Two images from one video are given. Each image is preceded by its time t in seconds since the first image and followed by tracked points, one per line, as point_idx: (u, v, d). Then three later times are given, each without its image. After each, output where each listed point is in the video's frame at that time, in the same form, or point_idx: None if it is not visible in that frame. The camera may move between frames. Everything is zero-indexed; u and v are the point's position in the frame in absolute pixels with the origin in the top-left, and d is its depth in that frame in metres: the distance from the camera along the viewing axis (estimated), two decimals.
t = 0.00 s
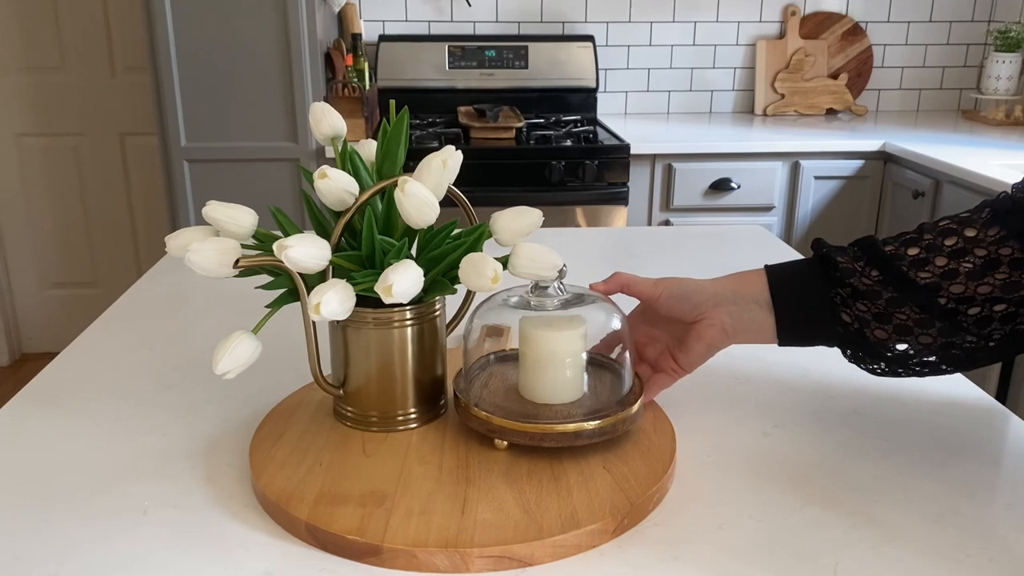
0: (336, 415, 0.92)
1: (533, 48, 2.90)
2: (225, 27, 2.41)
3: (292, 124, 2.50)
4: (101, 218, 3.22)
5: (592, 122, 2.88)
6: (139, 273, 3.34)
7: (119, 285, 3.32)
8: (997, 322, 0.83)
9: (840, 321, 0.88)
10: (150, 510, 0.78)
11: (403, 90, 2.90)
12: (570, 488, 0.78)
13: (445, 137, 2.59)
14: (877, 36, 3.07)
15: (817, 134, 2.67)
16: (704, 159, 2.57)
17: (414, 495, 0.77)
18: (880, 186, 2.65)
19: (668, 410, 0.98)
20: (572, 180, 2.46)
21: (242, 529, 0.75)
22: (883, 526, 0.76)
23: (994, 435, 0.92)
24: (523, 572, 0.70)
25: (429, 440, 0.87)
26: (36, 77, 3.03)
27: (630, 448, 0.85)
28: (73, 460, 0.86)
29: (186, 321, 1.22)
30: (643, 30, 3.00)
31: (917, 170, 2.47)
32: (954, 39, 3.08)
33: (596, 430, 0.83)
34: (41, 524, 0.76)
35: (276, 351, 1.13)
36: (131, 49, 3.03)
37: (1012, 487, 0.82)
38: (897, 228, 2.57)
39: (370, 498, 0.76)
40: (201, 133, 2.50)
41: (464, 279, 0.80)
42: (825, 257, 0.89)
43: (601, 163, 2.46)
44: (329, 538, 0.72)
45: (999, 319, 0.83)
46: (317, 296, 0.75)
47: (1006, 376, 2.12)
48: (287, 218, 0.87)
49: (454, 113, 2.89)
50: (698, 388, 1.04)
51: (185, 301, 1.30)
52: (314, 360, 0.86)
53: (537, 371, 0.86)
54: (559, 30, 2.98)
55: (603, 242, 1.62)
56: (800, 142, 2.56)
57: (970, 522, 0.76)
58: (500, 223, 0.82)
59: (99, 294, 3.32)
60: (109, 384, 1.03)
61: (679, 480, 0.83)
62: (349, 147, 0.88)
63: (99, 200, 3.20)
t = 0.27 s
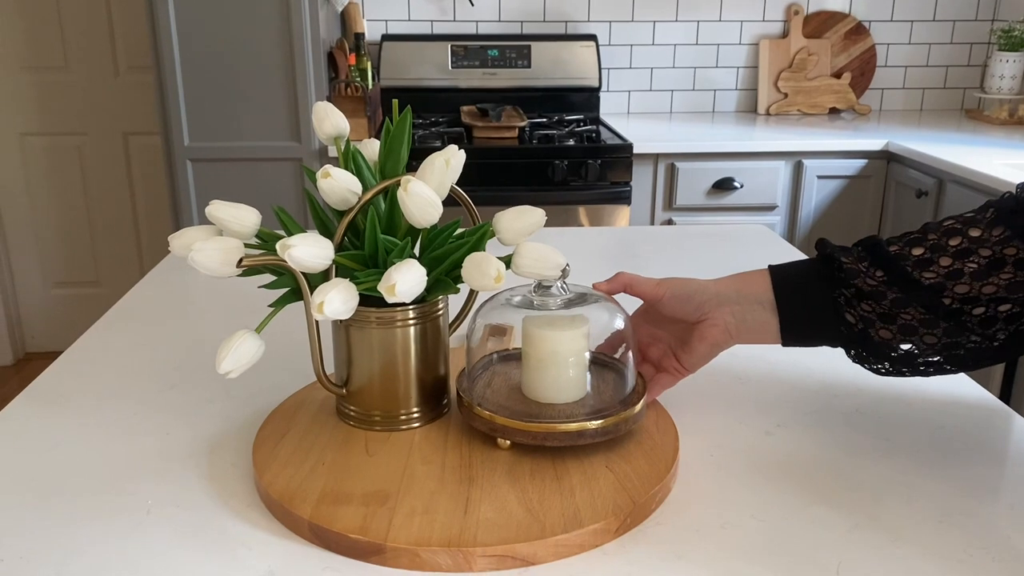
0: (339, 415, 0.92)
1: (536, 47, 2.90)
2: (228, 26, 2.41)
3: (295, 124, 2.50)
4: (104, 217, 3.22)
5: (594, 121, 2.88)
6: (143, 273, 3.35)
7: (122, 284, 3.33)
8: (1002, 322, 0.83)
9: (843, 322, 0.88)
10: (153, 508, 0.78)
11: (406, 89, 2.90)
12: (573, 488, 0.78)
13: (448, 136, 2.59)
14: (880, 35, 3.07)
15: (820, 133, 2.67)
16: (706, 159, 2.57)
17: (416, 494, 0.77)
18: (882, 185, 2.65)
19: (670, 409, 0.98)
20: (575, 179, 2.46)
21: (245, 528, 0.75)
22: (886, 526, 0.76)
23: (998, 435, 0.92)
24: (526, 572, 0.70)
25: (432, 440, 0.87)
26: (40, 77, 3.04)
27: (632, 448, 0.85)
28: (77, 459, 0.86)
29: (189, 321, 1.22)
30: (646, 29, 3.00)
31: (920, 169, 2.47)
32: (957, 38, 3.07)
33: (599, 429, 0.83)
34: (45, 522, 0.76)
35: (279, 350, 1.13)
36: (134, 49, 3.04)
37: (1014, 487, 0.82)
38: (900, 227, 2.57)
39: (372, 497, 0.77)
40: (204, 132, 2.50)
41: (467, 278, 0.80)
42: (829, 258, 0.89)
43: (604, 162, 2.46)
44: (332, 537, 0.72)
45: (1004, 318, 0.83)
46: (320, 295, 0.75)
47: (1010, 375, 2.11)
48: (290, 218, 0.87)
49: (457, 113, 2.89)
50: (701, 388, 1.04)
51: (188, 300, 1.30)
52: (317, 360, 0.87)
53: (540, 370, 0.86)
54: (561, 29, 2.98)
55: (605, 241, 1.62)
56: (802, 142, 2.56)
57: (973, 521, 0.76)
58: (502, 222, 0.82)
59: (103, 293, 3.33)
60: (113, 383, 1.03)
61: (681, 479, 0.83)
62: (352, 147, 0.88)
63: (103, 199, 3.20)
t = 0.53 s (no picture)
0: (342, 414, 0.92)
1: (538, 47, 2.90)
2: (231, 26, 2.41)
3: (298, 123, 2.50)
4: (107, 217, 3.23)
5: (596, 121, 2.88)
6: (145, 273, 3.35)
7: (125, 284, 3.33)
8: (1002, 317, 0.83)
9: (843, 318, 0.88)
10: (156, 508, 0.78)
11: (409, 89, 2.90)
12: (576, 487, 0.78)
13: (450, 136, 2.59)
14: (883, 35, 3.07)
15: (823, 133, 2.67)
16: (708, 159, 2.57)
17: (420, 493, 0.77)
18: (885, 185, 2.65)
19: (673, 409, 0.98)
20: (577, 179, 2.46)
21: (248, 527, 0.76)
22: (889, 525, 0.76)
23: (1001, 434, 0.92)
24: (529, 571, 0.70)
25: (435, 439, 0.87)
26: (44, 77, 3.05)
27: (635, 447, 0.85)
28: (80, 459, 0.87)
29: (192, 321, 1.22)
30: (649, 29, 3.00)
31: (922, 169, 2.47)
32: (960, 38, 3.07)
33: (602, 428, 0.83)
34: (49, 522, 0.76)
35: (281, 350, 1.13)
36: (137, 49, 3.04)
37: (1018, 487, 0.82)
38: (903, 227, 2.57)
39: (376, 496, 0.77)
40: (206, 132, 2.50)
41: (471, 278, 0.80)
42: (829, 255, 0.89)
43: (607, 162, 2.46)
44: (335, 536, 0.72)
45: (1005, 313, 0.83)
46: (323, 295, 0.75)
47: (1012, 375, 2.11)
48: (293, 218, 0.88)
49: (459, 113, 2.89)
50: (703, 388, 1.03)
51: (191, 300, 1.30)
52: (320, 359, 0.87)
53: (542, 369, 0.86)
54: (564, 29, 2.98)
55: (607, 241, 1.62)
56: (805, 142, 2.56)
57: (976, 521, 0.76)
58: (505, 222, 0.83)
59: (106, 293, 3.33)
60: (116, 383, 1.03)
61: (684, 478, 0.83)
62: (355, 147, 0.88)
63: (105, 199, 3.20)
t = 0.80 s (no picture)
0: (344, 414, 0.92)
1: (540, 47, 2.90)
2: (232, 26, 2.41)
3: (299, 123, 2.51)
4: (109, 217, 3.23)
5: (598, 120, 2.88)
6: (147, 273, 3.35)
7: (127, 284, 3.33)
8: (1016, 298, 0.83)
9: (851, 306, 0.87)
10: (159, 508, 0.78)
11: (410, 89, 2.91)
12: (577, 487, 0.78)
13: (452, 136, 2.59)
14: (884, 35, 3.07)
15: (825, 133, 2.67)
16: (710, 159, 2.57)
17: (421, 493, 0.77)
18: (887, 185, 2.64)
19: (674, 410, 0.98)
20: (579, 179, 2.46)
21: (251, 526, 0.76)
22: (890, 526, 0.76)
23: (1003, 434, 0.92)
24: (531, 571, 0.70)
25: (437, 439, 0.87)
26: (46, 78, 3.05)
27: (637, 446, 0.85)
28: (83, 458, 0.87)
29: (194, 321, 1.23)
30: (650, 28, 3.00)
31: (923, 169, 2.47)
32: (962, 37, 3.07)
33: (603, 427, 0.83)
34: (51, 522, 0.76)
35: (283, 349, 1.14)
36: (139, 49, 3.05)
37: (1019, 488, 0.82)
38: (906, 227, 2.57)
39: (378, 496, 0.77)
40: (208, 132, 2.51)
41: (472, 279, 0.80)
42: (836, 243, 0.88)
43: (608, 162, 2.46)
44: (337, 536, 0.72)
45: (1019, 294, 0.82)
46: (325, 295, 0.75)
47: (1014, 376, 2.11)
48: (295, 218, 0.88)
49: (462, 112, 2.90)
50: (705, 388, 1.04)
51: (193, 300, 1.30)
52: (322, 359, 0.87)
53: (543, 370, 0.87)
54: (565, 29, 2.98)
55: (608, 241, 1.62)
56: (806, 141, 2.56)
57: (977, 522, 0.76)
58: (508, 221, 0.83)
59: (108, 293, 3.33)
60: (118, 383, 1.04)
61: (685, 478, 0.83)
62: (356, 147, 0.88)
63: (107, 198, 3.21)
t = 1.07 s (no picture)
0: (344, 415, 0.92)
1: (541, 46, 2.90)
2: (234, 26, 2.42)
3: (300, 123, 2.51)
4: (111, 217, 3.23)
5: (599, 120, 2.88)
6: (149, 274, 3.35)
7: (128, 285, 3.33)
8: None
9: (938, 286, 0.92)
10: (160, 508, 0.78)
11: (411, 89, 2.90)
12: (579, 487, 0.78)
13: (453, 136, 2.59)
14: (885, 34, 3.07)
15: (826, 132, 2.67)
16: (711, 159, 2.57)
17: (423, 493, 0.77)
18: (888, 185, 2.64)
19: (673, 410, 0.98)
20: (580, 179, 2.46)
21: (255, 525, 0.76)
22: (893, 526, 0.76)
23: (1005, 436, 0.92)
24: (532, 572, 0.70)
25: (439, 439, 0.87)
26: (48, 78, 3.06)
27: (638, 446, 0.85)
28: (84, 458, 0.87)
29: (197, 320, 1.23)
30: (651, 28, 3.00)
31: (925, 169, 2.46)
32: (963, 37, 3.06)
33: (605, 427, 0.83)
34: (53, 522, 0.76)
35: (284, 349, 1.14)
36: (140, 49, 3.05)
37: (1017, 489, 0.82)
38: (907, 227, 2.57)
39: (379, 496, 0.77)
40: (209, 132, 2.51)
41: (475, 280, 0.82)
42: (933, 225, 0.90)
43: (609, 161, 2.46)
44: (338, 535, 0.72)
45: None
46: (328, 296, 0.76)
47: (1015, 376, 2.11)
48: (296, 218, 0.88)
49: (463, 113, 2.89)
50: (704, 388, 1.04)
51: (193, 301, 1.30)
52: (322, 359, 0.87)
53: (542, 369, 0.87)
54: (566, 29, 2.99)
55: (608, 241, 1.63)
56: (807, 141, 2.56)
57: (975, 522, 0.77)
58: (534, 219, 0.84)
59: (109, 292, 3.33)
60: (119, 383, 1.04)
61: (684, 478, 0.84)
62: (358, 147, 0.88)
63: (108, 199, 3.21)
